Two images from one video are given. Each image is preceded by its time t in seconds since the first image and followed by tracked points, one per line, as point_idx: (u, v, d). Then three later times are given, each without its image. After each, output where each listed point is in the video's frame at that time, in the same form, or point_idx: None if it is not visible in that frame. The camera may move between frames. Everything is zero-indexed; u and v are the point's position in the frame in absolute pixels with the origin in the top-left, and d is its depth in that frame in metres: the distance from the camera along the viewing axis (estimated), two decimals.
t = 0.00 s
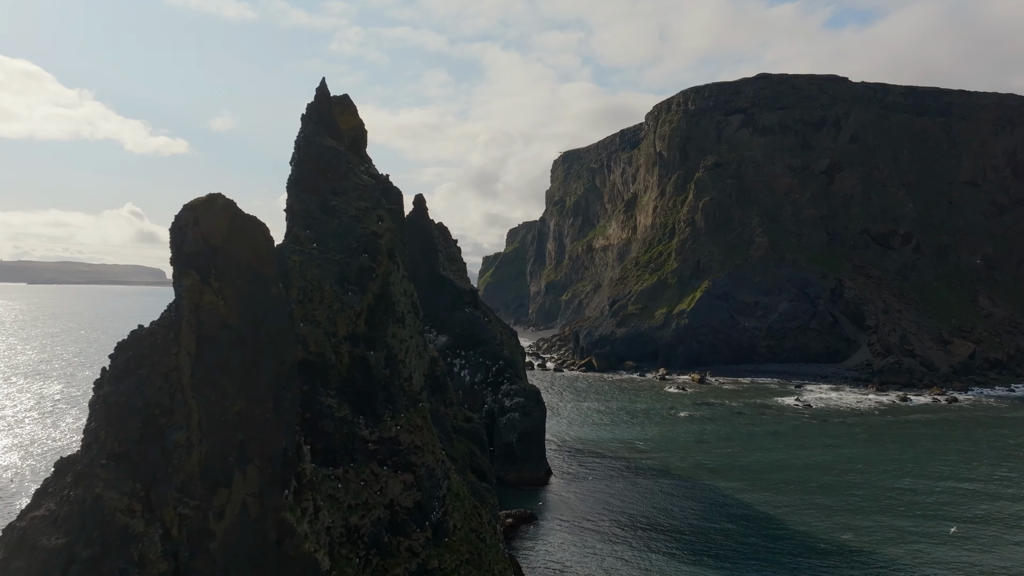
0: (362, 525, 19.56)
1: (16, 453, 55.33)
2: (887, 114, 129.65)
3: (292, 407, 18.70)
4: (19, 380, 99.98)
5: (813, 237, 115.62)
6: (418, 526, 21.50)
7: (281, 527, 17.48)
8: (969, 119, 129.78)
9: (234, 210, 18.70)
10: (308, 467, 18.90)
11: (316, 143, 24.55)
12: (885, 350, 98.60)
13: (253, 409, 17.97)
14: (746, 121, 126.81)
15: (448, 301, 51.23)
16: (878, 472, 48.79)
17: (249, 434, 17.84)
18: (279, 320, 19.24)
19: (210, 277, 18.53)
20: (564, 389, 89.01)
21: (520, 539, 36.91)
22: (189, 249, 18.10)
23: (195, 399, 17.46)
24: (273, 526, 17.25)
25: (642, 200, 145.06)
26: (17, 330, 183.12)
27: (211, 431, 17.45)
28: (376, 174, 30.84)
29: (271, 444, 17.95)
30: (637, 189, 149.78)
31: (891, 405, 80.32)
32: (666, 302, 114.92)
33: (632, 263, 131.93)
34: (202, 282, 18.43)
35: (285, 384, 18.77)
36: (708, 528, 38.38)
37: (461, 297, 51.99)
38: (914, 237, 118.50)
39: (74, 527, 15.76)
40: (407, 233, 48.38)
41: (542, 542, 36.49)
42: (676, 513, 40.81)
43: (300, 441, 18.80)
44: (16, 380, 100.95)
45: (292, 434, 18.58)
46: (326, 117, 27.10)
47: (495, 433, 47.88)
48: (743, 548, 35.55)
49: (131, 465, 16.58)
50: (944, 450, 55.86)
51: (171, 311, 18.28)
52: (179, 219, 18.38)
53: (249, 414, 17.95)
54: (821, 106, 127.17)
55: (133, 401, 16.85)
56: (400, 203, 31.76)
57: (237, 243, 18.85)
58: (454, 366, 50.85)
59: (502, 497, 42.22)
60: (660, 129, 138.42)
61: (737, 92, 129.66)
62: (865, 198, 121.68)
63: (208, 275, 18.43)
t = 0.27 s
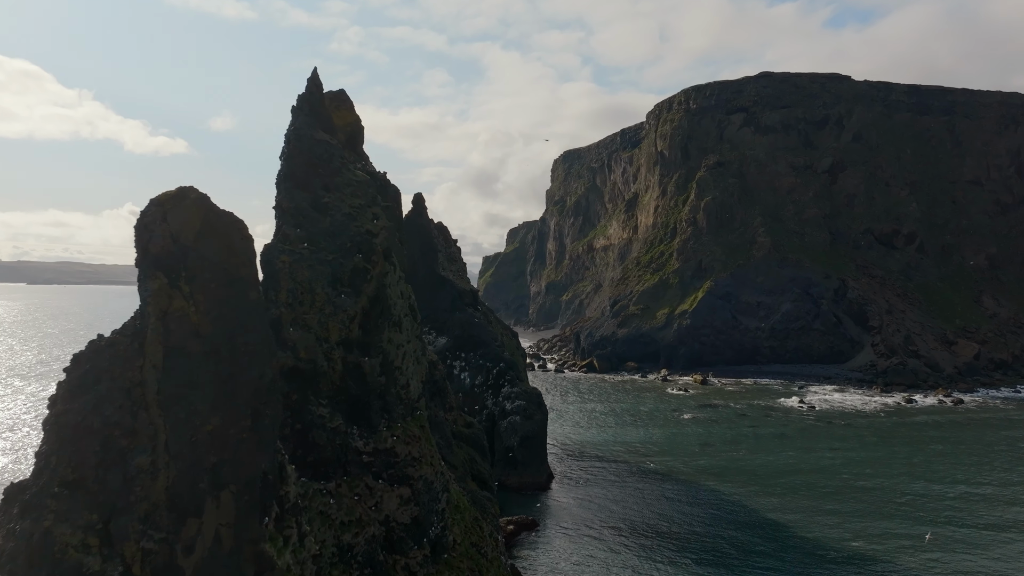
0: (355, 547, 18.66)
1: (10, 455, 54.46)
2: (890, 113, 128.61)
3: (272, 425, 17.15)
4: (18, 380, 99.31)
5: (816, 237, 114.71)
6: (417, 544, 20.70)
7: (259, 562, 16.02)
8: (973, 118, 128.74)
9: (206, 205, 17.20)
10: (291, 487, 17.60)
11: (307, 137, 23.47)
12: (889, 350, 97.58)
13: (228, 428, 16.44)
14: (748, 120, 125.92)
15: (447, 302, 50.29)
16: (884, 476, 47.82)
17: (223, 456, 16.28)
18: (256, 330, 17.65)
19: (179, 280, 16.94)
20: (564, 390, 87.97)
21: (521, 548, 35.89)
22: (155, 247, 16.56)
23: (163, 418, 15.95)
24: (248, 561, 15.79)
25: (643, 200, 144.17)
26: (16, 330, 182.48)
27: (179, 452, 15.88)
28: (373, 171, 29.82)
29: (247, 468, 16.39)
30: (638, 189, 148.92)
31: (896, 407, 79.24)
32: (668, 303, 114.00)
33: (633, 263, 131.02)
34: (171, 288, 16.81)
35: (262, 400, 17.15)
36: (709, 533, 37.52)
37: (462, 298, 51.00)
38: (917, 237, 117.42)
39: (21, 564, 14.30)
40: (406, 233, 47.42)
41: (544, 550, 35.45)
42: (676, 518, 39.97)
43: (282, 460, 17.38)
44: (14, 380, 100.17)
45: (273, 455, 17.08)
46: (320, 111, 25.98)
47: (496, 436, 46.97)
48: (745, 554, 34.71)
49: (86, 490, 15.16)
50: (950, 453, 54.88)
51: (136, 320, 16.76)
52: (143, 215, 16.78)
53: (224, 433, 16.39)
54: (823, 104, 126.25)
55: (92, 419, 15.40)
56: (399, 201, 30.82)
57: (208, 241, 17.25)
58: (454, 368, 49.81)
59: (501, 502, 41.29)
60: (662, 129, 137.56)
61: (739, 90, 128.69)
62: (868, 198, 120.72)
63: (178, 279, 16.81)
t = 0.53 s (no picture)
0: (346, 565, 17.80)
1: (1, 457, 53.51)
2: (892, 112, 127.60)
3: (242, 447, 15.45)
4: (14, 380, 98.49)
5: (818, 236, 113.77)
6: (412, 560, 20.11)
7: None
8: (976, 116, 127.72)
9: (168, 200, 15.39)
10: (267, 515, 15.95)
11: (294, 129, 22.43)
12: (893, 351, 96.54)
13: (192, 453, 14.68)
14: (750, 119, 124.99)
15: (447, 303, 49.36)
16: (890, 476, 46.80)
17: (187, 483, 14.54)
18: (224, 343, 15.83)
19: (135, 284, 15.01)
20: (565, 392, 87.03)
21: (522, 555, 34.80)
22: (107, 246, 14.65)
23: (113, 441, 13.76)
24: None
25: (644, 200, 143.25)
26: (15, 330, 181.93)
27: (133, 481, 13.92)
28: (368, 168, 28.87)
29: (214, 496, 14.73)
30: (639, 188, 148.01)
31: (901, 408, 78.25)
32: (669, 303, 113.02)
33: (634, 263, 130.07)
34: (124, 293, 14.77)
35: (231, 420, 15.37)
36: (708, 536, 36.67)
37: (461, 298, 50.00)
38: (921, 236, 116.41)
39: None
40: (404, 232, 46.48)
41: (546, 558, 34.34)
42: (675, 521, 39.11)
43: (256, 486, 15.71)
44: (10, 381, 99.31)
45: (243, 482, 15.35)
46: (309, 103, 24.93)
47: (496, 440, 46.15)
48: (744, 558, 33.89)
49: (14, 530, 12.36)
50: (957, 455, 53.90)
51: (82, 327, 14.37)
52: (94, 210, 14.89)
53: (188, 458, 14.65)
54: (826, 103, 125.28)
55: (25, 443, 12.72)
56: (396, 199, 29.92)
57: (171, 238, 15.35)
58: (453, 370, 48.82)
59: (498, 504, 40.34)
60: (663, 128, 136.65)
61: (740, 89, 127.74)
62: (871, 197, 119.75)
63: (136, 284, 14.96)
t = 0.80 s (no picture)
0: None
1: None
2: (895, 111, 126.64)
3: (198, 476, 14.07)
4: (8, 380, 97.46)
5: (820, 236, 112.82)
6: None
7: None
8: (979, 116, 126.72)
9: (113, 193, 13.65)
10: (231, 549, 15.03)
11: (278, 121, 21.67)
12: (896, 352, 95.48)
13: (137, 483, 13.19)
14: (751, 118, 124.09)
15: (445, 304, 48.37)
16: (897, 480, 45.75)
17: (131, 517, 13.12)
18: (180, 355, 14.19)
19: (73, 288, 13.21)
20: (565, 394, 86.04)
21: (521, 564, 33.69)
22: (40, 245, 12.95)
23: (43, 471, 12.27)
24: None
25: (644, 200, 142.26)
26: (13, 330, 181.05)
27: (65, 517, 12.40)
28: (360, 164, 27.80)
29: (164, 532, 13.37)
30: (639, 188, 147.06)
31: (905, 410, 77.23)
32: (670, 304, 112.01)
33: (634, 264, 129.09)
34: (59, 299, 13.05)
35: (186, 445, 13.92)
36: (709, 545, 35.64)
37: (459, 300, 48.97)
38: (924, 237, 115.39)
39: None
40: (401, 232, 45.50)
41: (546, 568, 33.23)
42: (679, 529, 37.91)
43: (218, 517, 14.58)
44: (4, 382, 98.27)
45: (198, 514, 14.04)
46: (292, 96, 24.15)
47: (495, 444, 45.15)
48: (747, 567, 32.80)
49: None
50: (966, 458, 52.84)
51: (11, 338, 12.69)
52: (25, 202, 13.10)
53: (131, 488, 13.15)
54: (828, 102, 124.36)
55: None
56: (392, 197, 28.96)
57: (115, 238, 13.65)
58: (451, 373, 47.59)
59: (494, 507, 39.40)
60: (664, 127, 135.75)
61: (742, 88, 126.85)
62: (873, 197, 118.75)
63: (72, 289, 13.19)
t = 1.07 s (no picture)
0: None
1: None
2: (897, 109, 125.68)
3: (133, 512, 11.66)
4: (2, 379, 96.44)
5: (823, 236, 111.84)
6: None
7: None
8: (982, 114, 125.78)
9: (29, 170, 11.17)
10: None
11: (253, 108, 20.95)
12: (900, 353, 94.45)
13: (58, 526, 10.65)
14: (753, 117, 123.15)
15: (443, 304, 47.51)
16: (904, 483, 44.81)
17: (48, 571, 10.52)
18: (111, 368, 11.69)
19: None
20: (565, 395, 85.09)
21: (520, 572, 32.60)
22: None
23: None
24: None
25: (645, 199, 141.29)
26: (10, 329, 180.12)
27: None
28: (351, 159, 27.01)
29: None
30: (639, 187, 146.13)
31: (910, 411, 76.23)
32: (671, 303, 111.01)
33: (635, 263, 128.09)
34: None
35: (116, 477, 11.47)
36: (709, 552, 34.52)
37: (456, 300, 48.16)
38: (927, 236, 114.38)
39: None
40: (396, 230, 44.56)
41: None
42: (682, 536, 36.75)
43: (164, 555, 12.33)
44: None
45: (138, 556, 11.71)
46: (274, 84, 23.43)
47: (493, 447, 44.30)
48: None
49: None
50: (973, 460, 51.84)
51: None
52: None
53: (51, 534, 10.59)
54: (830, 100, 123.43)
55: None
56: (385, 193, 28.02)
57: (30, 225, 11.08)
58: (448, 374, 46.74)
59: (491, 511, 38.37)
60: (664, 126, 134.84)
61: (743, 86, 125.94)
62: (876, 195, 117.71)
63: None
